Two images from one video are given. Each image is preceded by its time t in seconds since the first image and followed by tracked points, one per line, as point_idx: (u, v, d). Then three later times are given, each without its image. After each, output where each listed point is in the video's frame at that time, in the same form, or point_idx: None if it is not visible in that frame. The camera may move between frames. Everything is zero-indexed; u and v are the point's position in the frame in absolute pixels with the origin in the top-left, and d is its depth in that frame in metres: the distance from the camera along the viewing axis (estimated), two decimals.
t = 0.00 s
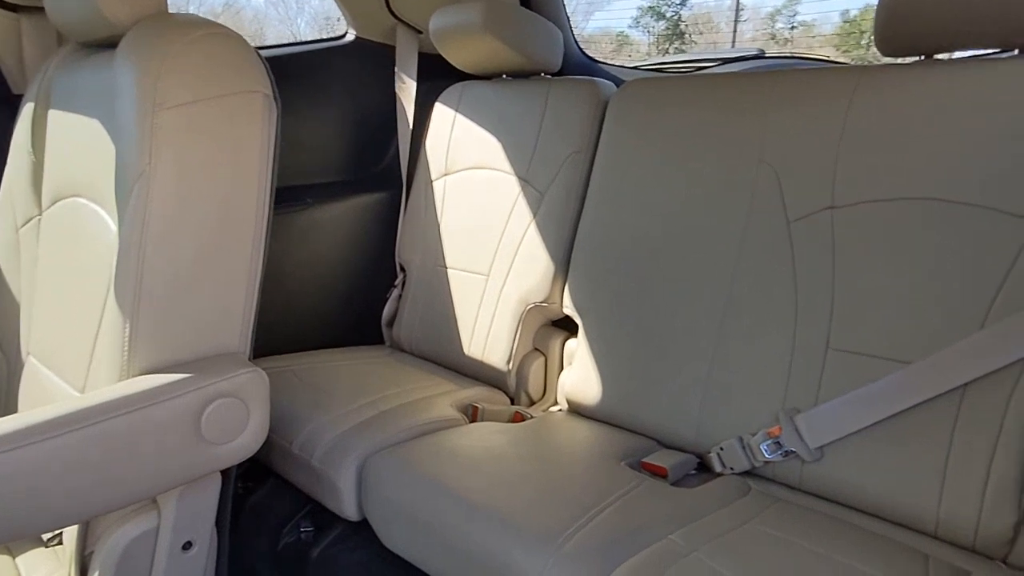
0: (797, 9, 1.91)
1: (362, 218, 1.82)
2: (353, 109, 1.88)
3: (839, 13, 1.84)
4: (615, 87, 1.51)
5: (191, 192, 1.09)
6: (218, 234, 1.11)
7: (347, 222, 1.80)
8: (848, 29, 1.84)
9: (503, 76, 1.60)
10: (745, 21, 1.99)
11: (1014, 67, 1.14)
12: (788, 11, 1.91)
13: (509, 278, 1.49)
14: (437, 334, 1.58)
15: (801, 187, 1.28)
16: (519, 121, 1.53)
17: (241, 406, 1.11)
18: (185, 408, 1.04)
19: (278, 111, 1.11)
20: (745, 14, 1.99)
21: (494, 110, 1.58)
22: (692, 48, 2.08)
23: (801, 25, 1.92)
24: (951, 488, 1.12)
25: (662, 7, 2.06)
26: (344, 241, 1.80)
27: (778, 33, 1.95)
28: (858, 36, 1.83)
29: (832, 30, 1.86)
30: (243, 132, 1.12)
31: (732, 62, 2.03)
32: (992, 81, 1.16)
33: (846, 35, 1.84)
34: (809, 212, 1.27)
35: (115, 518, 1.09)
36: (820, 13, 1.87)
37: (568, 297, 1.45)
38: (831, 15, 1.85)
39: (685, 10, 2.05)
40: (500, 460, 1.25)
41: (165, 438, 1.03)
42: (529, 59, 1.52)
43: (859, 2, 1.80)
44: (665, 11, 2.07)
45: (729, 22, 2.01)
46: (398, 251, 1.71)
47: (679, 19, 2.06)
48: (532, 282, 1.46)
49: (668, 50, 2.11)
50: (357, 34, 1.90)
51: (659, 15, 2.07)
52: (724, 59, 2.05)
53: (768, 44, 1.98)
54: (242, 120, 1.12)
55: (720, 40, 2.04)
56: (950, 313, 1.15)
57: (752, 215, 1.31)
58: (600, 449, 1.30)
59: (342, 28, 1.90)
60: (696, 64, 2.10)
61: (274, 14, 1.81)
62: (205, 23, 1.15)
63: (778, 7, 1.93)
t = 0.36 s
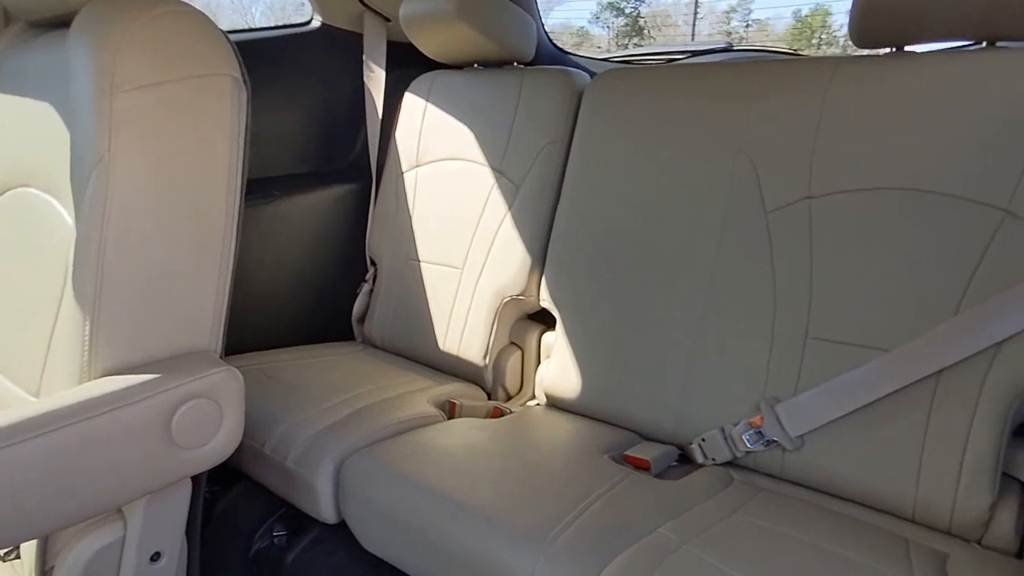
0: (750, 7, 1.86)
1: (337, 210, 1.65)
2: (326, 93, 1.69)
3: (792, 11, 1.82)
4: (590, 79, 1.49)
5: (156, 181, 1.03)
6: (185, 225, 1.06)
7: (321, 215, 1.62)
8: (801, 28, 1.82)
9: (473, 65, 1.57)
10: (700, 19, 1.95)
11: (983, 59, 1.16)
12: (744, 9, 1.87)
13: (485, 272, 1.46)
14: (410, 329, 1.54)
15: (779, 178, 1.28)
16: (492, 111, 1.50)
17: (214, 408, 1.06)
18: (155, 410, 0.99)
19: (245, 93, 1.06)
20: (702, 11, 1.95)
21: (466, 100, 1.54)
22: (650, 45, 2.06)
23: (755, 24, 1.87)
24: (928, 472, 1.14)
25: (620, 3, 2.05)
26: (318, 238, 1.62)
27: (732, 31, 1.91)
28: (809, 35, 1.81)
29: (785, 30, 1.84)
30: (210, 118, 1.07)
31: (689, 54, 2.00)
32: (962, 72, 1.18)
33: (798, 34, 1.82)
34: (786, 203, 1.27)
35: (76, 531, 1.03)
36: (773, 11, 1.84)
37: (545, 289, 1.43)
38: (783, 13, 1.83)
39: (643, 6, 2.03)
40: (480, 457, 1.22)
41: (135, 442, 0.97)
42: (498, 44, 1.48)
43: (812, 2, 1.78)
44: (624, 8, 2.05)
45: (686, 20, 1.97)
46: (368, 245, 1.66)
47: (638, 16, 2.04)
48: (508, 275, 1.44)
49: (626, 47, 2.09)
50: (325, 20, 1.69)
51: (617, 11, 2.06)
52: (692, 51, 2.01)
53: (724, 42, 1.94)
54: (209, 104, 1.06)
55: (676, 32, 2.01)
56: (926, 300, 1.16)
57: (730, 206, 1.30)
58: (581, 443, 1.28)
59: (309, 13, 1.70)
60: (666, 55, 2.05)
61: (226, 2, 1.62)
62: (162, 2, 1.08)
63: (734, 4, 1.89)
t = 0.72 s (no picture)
0: (711, 6, 1.80)
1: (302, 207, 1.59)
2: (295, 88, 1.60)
3: (751, 11, 1.76)
4: (565, 73, 1.47)
5: (119, 175, 0.97)
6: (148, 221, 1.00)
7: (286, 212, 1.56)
8: (759, 29, 1.77)
9: (444, 58, 1.54)
10: (664, 17, 1.87)
11: (955, 54, 1.17)
12: (704, 8, 1.81)
13: (460, 268, 1.43)
14: (383, 328, 1.51)
15: (756, 171, 1.27)
16: (466, 104, 1.48)
17: (184, 412, 1.01)
18: (123, 414, 0.94)
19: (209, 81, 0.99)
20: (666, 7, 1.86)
21: (439, 93, 1.51)
22: (615, 42, 1.97)
23: (716, 22, 1.82)
24: (905, 462, 1.14)
25: None
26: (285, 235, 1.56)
27: (692, 31, 1.85)
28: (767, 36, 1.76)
29: (742, 30, 1.78)
30: (176, 108, 1.01)
31: (658, 50, 1.89)
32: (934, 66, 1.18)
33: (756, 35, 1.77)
34: (764, 197, 1.26)
35: (35, 548, 0.95)
36: (732, 10, 1.79)
37: (522, 286, 1.41)
38: (743, 11, 1.77)
39: (607, 3, 1.93)
40: (458, 456, 1.19)
41: (99, 452, 0.92)
42: (462, 24, 1.44)
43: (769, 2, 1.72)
44: (588, 4, 1.95)
45: (650, 17, 1.88)
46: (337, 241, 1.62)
47: (602, 12, 1.94)
48: (485, 271, 1.41)
49: (591, 42, 2.00)
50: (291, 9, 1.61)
51: (581, 8, 1.96)
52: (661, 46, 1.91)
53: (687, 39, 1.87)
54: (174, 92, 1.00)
55: (640, 27, 1.92)
56: (903, 291, 1.16)
57: (707, 200, 1.29)
58: (560, 441, 1.26)
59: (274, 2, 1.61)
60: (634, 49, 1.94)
61: None
62: None
63: (695, 3, 1.82)
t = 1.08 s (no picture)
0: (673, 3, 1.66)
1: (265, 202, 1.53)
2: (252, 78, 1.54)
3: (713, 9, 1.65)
4: (536, 65, 1.44)
5: (67, 164, 0.88)
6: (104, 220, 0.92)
7: (246, 206, 1.50)
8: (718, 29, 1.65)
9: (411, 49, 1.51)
10: (625, 13, 1.71)
11: (926, 48, 1.17)
12: (666, 6, 1.67)
13: (431, 265, 1.40)
14: (351, 326, 1.47)
15: (732, 164, 1.25)
16: (436, 96, 1.44)
17: (143, 418, 0.95)
18: (74, 422, 0.87)
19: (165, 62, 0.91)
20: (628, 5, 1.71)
21: (408, 85, 1.47)
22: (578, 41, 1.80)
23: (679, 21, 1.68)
24: (878, 452, 1.14)
25: None
26: (247, 229, 1.51)
27: (653, 29, 1.70)
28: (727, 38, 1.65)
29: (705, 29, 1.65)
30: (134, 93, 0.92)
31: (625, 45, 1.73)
32: (906, 58, 1.17)
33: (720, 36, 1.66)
34: (739, 190, 1.24)
35: None
36: (693, 8, 1.66)
37: (495, 281, 1.38)
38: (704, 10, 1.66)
39: None
40: (428, 456, 1.15)
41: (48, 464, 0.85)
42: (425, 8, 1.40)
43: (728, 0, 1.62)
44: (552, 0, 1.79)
45: (611, 14, 1.72)
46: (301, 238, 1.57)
47: (565, 8, 1.78)
48: (457, 267, 1.38)
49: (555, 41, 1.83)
50: None
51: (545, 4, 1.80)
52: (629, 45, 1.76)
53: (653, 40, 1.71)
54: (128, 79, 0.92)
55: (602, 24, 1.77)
56: (878, 283, 1.15)
57: (681, 193, 1.28)
58: (534, 441, 1.23)
59: None
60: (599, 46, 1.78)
61: None
62: None
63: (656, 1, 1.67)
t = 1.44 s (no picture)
0: (640, 2, 1.65)
1: (229, 202, 1.48)
2: (213, 73, 1.49)
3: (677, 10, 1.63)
4: (509, 61, 1.42)
5: (20, 163, 0.81)
6: (62, 229, 0.85)
7: (209, 205, 1.45)
8: (687, 28, 1.63)
9: (383, 44, 1.48)
10: (594, 11, 1.71)
11: (898, 46, 1.14)
12: (632, 4, 1.67)
13: (404, 264, 1.38)
14: (324, 327, 1.44)
15: (705, 160, 1.23)
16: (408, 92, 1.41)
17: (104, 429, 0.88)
18: (29, 437, 0.80)
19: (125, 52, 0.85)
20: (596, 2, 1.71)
21: (378, 80, 1.44)
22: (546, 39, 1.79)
23: (645, 20, 1.67)
24: (851, 448, 1.12)
25: None
26: (208, 231, 1.45)
27: (621, 28, 1.69)
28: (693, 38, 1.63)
29: (670, 28, 1.64)
30: (91, 85, 0.86)
31: (594, 43, 1.72)
32: (875, 54, 1.15)
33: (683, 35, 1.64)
34: (712, 187, 1.22)
35: None
36: (662, 7, 1.64)
37: (468, 280, 1.36)
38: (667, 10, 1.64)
39: None
40: (398, 461, 1.11)
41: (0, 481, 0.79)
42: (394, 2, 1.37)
43: None
44: None
45: (580, 12, 1.72)
46: (268, 239, 1.54)
47: (533, 6, 1.76)
48: (430, 266, 1.36)
49: (524, 39, 1.81)
50: None
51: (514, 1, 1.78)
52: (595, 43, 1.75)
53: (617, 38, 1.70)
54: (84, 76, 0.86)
55: (571, 21, 1.75)
56: (854, 280, 1.13)
57: (655, 189, 1.25)
58: (509, 442, 1.20)
59: None
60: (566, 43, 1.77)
61: None
62: None
63: None
